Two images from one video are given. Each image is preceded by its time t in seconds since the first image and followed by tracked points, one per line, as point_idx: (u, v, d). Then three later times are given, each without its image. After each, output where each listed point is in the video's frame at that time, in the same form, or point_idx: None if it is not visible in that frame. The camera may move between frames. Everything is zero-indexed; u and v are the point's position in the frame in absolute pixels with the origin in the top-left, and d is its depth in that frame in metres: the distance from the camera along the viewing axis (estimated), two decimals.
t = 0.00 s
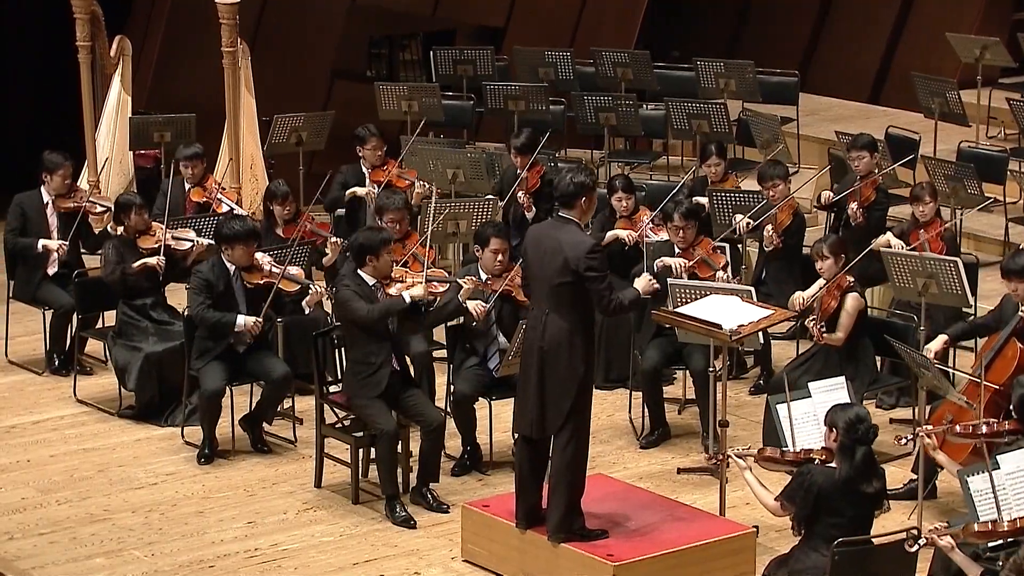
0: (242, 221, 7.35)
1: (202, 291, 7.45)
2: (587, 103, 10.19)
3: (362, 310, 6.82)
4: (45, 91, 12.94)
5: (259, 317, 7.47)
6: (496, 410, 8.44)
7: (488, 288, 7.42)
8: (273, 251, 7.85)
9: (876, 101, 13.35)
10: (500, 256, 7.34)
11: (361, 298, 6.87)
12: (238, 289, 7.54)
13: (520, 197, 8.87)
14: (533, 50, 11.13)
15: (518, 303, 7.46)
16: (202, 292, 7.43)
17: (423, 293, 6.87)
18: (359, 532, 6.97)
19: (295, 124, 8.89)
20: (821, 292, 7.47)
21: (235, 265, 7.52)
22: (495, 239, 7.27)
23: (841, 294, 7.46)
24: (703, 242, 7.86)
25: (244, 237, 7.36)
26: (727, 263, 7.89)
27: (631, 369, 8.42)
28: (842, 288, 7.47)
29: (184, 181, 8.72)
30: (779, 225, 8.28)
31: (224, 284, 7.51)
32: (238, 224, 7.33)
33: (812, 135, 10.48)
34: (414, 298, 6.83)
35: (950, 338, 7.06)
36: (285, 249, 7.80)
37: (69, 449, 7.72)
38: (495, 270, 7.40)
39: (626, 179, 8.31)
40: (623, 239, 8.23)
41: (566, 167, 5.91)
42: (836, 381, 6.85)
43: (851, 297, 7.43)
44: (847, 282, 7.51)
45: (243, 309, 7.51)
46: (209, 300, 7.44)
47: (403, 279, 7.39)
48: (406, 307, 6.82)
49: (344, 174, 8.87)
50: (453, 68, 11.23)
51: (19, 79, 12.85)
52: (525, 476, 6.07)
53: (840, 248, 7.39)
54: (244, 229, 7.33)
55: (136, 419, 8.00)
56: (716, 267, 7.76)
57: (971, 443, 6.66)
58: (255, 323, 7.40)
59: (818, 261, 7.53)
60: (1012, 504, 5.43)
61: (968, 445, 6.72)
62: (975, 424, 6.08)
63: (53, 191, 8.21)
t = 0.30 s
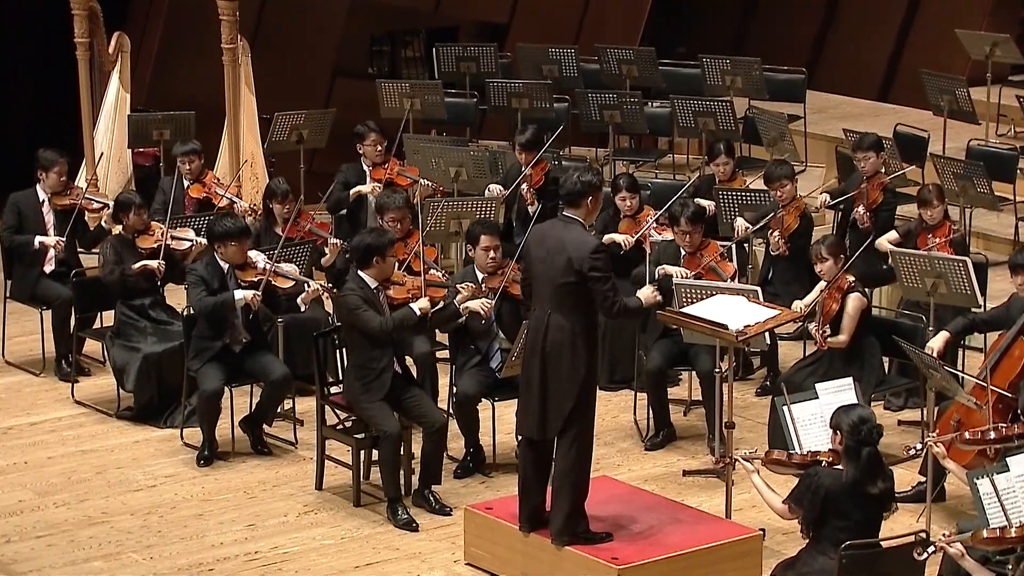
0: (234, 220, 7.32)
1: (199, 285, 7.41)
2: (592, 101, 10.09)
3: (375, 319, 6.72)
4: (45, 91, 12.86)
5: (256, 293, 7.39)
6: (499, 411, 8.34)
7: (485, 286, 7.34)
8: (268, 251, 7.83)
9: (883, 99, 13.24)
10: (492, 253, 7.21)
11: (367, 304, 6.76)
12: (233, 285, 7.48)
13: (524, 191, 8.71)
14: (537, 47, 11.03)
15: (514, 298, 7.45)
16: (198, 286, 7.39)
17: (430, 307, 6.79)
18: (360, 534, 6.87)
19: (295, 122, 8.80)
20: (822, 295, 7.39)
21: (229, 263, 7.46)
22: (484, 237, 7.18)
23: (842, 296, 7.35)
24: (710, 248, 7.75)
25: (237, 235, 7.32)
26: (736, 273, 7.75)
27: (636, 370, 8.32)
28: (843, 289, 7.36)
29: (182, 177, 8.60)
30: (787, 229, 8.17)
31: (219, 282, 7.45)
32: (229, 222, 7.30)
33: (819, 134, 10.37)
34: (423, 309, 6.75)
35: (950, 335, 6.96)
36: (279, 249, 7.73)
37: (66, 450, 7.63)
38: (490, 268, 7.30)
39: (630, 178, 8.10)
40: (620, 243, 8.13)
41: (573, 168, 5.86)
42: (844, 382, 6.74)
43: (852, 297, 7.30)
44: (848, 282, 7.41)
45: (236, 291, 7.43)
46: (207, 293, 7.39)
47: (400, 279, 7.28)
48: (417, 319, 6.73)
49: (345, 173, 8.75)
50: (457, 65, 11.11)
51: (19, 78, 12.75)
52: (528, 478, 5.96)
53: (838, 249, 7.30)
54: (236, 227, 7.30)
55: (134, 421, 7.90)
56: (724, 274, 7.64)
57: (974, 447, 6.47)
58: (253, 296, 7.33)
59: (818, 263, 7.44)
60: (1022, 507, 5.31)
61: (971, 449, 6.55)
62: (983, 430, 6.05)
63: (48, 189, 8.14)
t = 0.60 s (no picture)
0: (233, 221, 7.20)
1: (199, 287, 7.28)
2: (598, 98, 9.97)
3: (378, 319, 6.60)
4: (46, 91, 12.67)
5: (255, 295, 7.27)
6: (503, 413, 8.22)
7: (486, 288, 7.22)
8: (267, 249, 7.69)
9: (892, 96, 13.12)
10: (489, 256, 7.12)
11: (371, 303, 6.64)
12: (234, 286, 7.36)
13: (525, 193, 8.56)
14: (541, 43, 10.93)
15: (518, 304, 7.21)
16: (198, 287, 7.26)
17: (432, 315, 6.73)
18: (362, 538, 6.75)
19: (297, 119, 8.68)
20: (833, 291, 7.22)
21: (229, 264, 7.33)
22: (481, 239, 7.09)
23: (853, 295, 7.21)
24: (717, 246, 7.64)
25: (236, 237, 7.20)
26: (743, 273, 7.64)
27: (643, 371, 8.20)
28: (854, 287, 7.20)
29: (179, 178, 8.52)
30: (794, 228, 8.02)
31: (219, 283, 7.32)
32: (229, 223, 7.18)
33: (829, 131, 10.25)
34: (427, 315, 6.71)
35: (974, 342, 6.88)
36: (279, 249, 7.63)
37: (64, 453, 7.51)
38: (489, 271, 7.18)
39: (636, 175, 8.05)
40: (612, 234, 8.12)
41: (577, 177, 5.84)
42: (853, 384, 6.62)
43: (864, 297, 7.17)
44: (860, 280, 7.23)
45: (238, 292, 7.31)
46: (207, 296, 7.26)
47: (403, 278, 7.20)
48: (422, 325, 6.68)
49: (347, 171, 8.63)
50: (460, 62, 11.03)
51: (19, 79, 12.54)
52: (533, 479, 5.86)
53: (853, 246, 7.11)
54: (235, 229, 7.17)
55: (134, 423, 7.78)
56: (730, 274, 7.52)
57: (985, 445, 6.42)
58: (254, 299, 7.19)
59: (829, 258, 7.23)
60: None
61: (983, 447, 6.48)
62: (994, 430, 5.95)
63: (42, 190, 8.04)
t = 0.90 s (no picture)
0: (243, 225, 6.99)
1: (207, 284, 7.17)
2: (606, 93, 9.81)
3: (379, 312, 6.45)
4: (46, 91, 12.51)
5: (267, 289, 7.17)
6: (511, 415, 8.06)
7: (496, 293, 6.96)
8: (270, 252, 7.36)
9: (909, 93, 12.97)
10: (500, 264, 6.87)
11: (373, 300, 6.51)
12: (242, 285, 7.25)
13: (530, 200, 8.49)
14: (549, 38, 10.78)
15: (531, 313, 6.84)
16: (207, 284, 7.15)
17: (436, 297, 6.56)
18: (367, 543, 6.60)
19: (299, 116, 8.54)
20: (853, 290, 7.06)
21: (237, 269, 7.19)
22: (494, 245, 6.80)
23: (874, 294, 7.05)
24: (729, 241, 7.50)
25: (246, 241, 7.01)
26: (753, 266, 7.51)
27: (652, 372, 8.05)
28: (875, 288, 7.04)
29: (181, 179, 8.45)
30: (805, 226, 7.91)
31: (227, 282, 7.21)
32: (237, 227, 6.97)
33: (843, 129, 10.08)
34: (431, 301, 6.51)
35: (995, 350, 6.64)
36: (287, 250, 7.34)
37: (63, 455, 7.36)
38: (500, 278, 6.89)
39: (645, 172, 7.91)
40: (631, 234, 7.87)
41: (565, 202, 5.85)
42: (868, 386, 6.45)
43: (885, 297, 7.00)
44: (881, 281, 7.08)
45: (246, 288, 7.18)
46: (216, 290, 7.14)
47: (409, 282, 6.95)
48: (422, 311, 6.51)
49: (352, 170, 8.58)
50: (467, 57, 10.87)
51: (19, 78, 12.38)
52: (541, 482, 5.70)
53: (875, 245, 6.96)
54: (245, 234, 6.97)
55: (134, 425, 7.63)
56: (740, 266, 7.41)
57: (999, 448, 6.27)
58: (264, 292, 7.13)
59: (853, 258, 7.10)
60: None
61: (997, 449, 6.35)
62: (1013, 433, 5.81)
63: (41, 194, 7.84)
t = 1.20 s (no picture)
0: (247, 223, 6.76)
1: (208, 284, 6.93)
2: (617, 88, 9.62)
3: (372, 306, 6.30)
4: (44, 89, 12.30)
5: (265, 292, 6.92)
6: (519, 418, 7.86)
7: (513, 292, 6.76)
8: (274, 250, 7.21)
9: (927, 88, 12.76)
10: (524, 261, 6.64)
11: (371, 295, 6.37)
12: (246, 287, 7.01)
13: (541, 196, 8.22)
14: (558, 32, 10.60)
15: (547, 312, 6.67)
16: (207, 284, 6.92)
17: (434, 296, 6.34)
18: (371, 549, 6.41)
19: (302, 111, 8.36)
20: (874, 291, 6.81)
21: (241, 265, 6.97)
22: (519, 242, 6.62)
23: (895, 295, 6.82)
24: (744, 238, 7.30)
25: (250, 239, 6.77)
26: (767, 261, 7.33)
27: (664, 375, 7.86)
28: (896, 288, 6.81)
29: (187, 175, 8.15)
30: (820, 224, 7.70)
31: (230, 282, 6.98)
32: (243, 224, 6.74)
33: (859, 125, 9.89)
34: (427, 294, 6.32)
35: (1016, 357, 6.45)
36: (293, 249, 7.19)
37: (59, 459, 7.17)
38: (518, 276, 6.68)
39: (656, 169, 7.67)
40: (652, 232, 7.67)
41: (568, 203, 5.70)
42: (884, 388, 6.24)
43: (907, 299, 6.78)
44: (902, 282, 6.86)
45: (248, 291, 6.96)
46: (217, 291, 6.92)
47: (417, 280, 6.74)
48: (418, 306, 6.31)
49: (356, 166, 8.39)
50: (474, 51, 10.69)
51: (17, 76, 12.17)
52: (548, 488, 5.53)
53: (899, 243, 6.75)
54: (250, 230, 6.74)
55: (132, 428, 7.44)
56: (753, 262, 7.19)
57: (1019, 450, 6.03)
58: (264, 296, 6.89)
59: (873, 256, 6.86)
60: None
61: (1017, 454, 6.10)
62: None
63: (40, 189, 7.68)
